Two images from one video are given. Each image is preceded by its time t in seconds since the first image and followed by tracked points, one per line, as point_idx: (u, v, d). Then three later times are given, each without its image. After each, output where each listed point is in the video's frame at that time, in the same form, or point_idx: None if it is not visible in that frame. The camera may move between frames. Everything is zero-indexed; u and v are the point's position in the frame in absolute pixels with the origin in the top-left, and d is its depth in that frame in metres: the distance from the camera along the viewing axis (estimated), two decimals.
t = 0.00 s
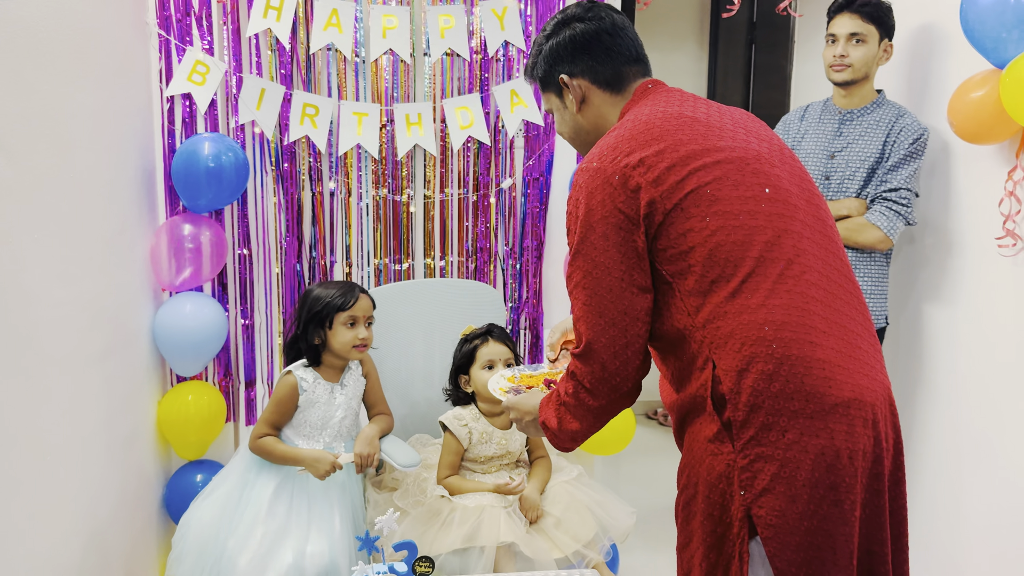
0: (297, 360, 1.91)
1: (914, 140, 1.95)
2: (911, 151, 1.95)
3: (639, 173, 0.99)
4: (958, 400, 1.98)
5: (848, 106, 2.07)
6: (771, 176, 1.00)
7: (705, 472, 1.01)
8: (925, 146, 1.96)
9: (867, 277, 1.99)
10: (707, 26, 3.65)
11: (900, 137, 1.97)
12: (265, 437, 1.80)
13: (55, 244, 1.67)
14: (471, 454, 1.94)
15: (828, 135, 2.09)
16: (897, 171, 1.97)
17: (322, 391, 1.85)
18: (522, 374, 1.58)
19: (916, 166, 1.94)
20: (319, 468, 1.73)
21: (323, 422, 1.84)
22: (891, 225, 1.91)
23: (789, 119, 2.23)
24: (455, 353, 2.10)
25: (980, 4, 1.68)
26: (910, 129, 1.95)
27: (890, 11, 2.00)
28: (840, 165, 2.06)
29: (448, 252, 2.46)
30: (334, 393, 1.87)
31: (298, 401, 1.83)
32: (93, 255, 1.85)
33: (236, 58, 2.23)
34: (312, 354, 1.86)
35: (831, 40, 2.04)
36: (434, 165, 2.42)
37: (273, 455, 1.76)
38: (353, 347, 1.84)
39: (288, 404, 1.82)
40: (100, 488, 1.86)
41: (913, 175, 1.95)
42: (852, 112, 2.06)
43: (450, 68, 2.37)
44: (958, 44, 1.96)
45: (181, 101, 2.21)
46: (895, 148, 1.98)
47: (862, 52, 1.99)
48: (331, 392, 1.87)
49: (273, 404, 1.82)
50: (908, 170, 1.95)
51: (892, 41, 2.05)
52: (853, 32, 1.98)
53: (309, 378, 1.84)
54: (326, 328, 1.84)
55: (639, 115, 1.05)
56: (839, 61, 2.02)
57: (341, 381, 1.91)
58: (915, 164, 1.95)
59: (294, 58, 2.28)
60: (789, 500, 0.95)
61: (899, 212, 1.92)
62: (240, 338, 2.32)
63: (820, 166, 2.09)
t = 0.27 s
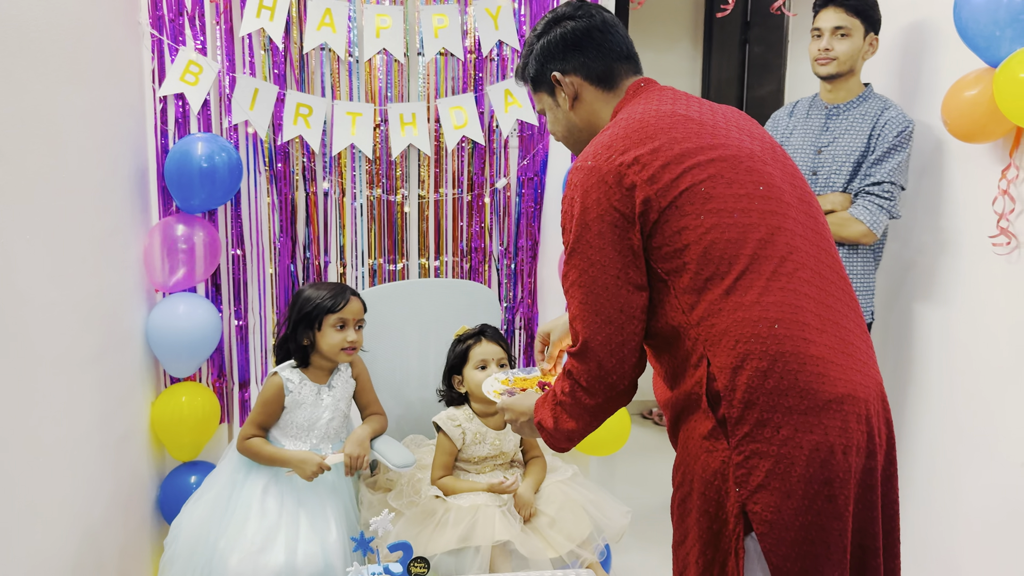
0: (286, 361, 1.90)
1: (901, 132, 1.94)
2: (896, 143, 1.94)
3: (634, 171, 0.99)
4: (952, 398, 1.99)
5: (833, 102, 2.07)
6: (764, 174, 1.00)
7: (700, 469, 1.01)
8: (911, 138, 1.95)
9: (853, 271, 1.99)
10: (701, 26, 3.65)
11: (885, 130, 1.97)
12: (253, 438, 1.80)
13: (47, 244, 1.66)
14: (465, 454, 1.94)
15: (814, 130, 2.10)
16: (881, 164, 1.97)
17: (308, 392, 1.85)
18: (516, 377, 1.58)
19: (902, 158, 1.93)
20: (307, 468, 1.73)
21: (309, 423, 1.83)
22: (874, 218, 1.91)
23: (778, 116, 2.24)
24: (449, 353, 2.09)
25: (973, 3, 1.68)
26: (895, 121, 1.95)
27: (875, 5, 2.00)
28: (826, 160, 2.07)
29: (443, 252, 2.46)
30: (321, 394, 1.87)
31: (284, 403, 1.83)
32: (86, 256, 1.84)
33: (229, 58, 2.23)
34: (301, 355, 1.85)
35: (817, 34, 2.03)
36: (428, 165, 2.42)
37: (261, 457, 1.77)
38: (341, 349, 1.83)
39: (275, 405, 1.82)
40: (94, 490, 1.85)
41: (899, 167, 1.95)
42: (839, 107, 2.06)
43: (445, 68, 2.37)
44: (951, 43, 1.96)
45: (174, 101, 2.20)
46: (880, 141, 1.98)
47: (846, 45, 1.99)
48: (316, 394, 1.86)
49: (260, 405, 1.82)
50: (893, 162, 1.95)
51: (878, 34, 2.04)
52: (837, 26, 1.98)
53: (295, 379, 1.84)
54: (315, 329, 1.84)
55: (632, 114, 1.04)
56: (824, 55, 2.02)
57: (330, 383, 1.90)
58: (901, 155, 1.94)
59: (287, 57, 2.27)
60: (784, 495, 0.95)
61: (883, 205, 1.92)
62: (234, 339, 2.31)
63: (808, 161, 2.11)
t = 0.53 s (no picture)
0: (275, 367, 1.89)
1: (886, 130, 1.95)
2: (881, 142, 1.95)
3: (627, 176, 0.99)
4: (946, 399, 1.99)
5: (818, 102, 2.09)
6: (756, 178, 1.01)
7: (695, 472, 1.01)
8: (897, 136, 1.96)
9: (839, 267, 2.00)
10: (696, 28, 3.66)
11: (870, 129, 1.97)
12: (243, 444, 1.81)
13: (41, 249, 1.66)
14: (461, 457, 1.94)
15: (800, 130, 2.12)
16: (866, 163, 1.98)
17: (298, 398, 1.85)
18: (509, 380, 1.58)
19: (887, 156, 1.94)
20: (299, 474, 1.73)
21: (300, 428, 1.84)
22: (860, 217, 1.91)
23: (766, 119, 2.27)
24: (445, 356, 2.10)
25: (966, 5, 1.68)
26: (879, 120, 1.96)
27: (847, 4, 1.99)
28: (813, 160, 2.08)
29: (438, 254, 2.46)
30: (311, 399, 1.87)
31: (274, 408, 1.84)
32: (80, 260, 1.84)
33: (224, 62, 2.23)
34: (291, 361, 1.85)
35: (791, 44, 2.05)
36: (423, 168, 2.41)
37: (252, 462, 1.77)
38: (332, 355, 1.83)
39: (267, 411, 1.83)
40: (89, 495, 1.85)
41: (886, 165, 1.95)
42: (824, 108, 2.08)
43: (439, 71, 2.38)
44: (943, 45, 1.97)
45: (169, 105, 2.19)
46: (865, 140, 1.98)
47: (820, 52, 2.00)
48: (307, 399, 1.86)
49: (251, 410, 1.83)
50: (879, 161, 1.95)
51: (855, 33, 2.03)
52: (808, 35, 1.99)
53: (284, 387, 1.84)
54: (306, 335, 1.84)
55: (625, 118, 1.04)
56: (801, 64, 2.04)
57: (320, 388, 1.90)
58: (887, 154, 1.94)
59: (282, 61, 2.27)
60: (779, 498, 0.95)
61: (869, 203, 1.92)
62: (229, 343, 2.31)
63: (795, 162, 2.12)
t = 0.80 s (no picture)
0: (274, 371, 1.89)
1: (871, 127, 1.95)
2: (866, 138, 1.94)
3: (622, 177, 0.99)
4: (942, 400, 1.99)
5: (803, 104, 2.10)
6: (750, 180, 1.00)
7: (689, 474, 1.01)
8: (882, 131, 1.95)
9: (829, 266, 2.00)
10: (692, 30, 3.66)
11: (855, 126, 1.97)
12: (241, 449, 1.80)
13: (36, 253, 1.65)
14: (458, 461, 1.94)
15: (787, 132, 2.14)
16: (852, 160, 1.97)
17: (296, 403, 1.84)
18: (501, 378, 1.58)
19: (873, 152, 1.93)
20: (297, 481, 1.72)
21: (298, 434, 1.84)
22: (848, 214, 1.90)
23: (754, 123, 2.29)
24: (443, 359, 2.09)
25: (961, 6, 1.68)
26: (864, 117, 1.96)
27: (830, 6, 2.00)
28: (800, 161, 2.09)
29: (435, 257, 2.46)
30: (309, 404, 1.87)
31: (271, 414, 1.82)
32: (75, 264, 1.83)
33: (219, 65, 2.23)
34: (289, 365, 1.85)
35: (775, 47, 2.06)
36: (419, 171, 2.41)
37: (250, 467, 1.76)
38: (330, 359, 1.83)
39: (263, 416, 1.82)
40: (84, 500, 1.84)
41: (872, 161, 1.94)
42: (809, 109, 2.09)
43: (435, 74, 2.38)
44: (937, 47, 1.97)
45: (164, 108, 2.19)
46: (850, 138, 1.98)
47: (804, 54, 2.01)
48: (305, 404, 1.86)
49: (247, 416, 1.82)
50: (865, 157, 1.94)
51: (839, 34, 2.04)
52: (792, 37, 1.99)
53: (281, 392, 1.83)
54: (303, 339, 1.83)
55: (620, 119, 1.04)
56: (786, 66, 2.04)
57: (318, 393, 1.90)
58: (872, 150, 1.94)
59: (277, 64, 2.27)
60: (773, 498, 0.95)
61: (855, 200, 1.91)
62: (225, 346, 2.30)
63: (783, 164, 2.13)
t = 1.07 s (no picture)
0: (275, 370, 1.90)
1: (867, 128, 1.95)
2: (862, 140, 1.94)
3: (619, 180, 0.99)
4: (942, 401, 1.99)
5: (800, 104, 2.11)
6: (744, 181, 1.01)
7: (689, 471, 1.01)
8: (879, 132, 1.96)
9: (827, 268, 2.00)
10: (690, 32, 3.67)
11: (852, 127, 1.97)
12: (243, 453, 1.81)
13: (36, 257, 1.65)
14: (459, 463, 1.94)
15: (783, 134, 2.14)
16: (847, 161, 1.97)
17: (296, 405, 1.84)
18: (494, 373, 1.58)
19: (869, 153, 1.93)
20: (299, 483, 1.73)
21: (301, 436, 1.84)
22: (843, 215, 1.90)
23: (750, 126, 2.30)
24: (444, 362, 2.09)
25: (958, 8, 1.69)
26: (861, 118, 1.96)
27: (826, 7, 2.00)
28: (795, 164, 2.10)
29: (434, 260, 2.46)
30: (311, 406, 1.87)
31: (272, 416, 1.83)
32: (76, 268, 1.84)
33: (219, 69, 2.23)
34: (289, 364, 1.86)
35: (772, 47, 2.07)
36: (418, 174, 2.42)
37: (252, 471, 1.77)
38: (330, 357, 1.83)
39: (264, 419, 1.82)
40: (85, 503, 1.84)
41: (868, 161, 1.94)
42: (805, 111, 2.10)
43: (434, 77, 2.38)
44: (935, 49, 1.98)
45: (164, 113, 2.19)
46: (846, 139, 1.98)
47: (800, 54, 2.01)
48: (305, 407, 1.86)
49: (247, 419, 1.82)
50: (860, 158, 1.94)
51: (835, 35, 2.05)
52: (788, 37, 2.00)
53: (282, 394, 1.84)
54: (303, 338, 1.83)
55: (615, 123, 1.05)
56: (782, 66, 2.05)
57: (321, 395, 1.90)
58: (868, 151, 1.94)
59: (277, 68, 2.28)
60: (772, 494, 0.95)
61: (850, 202, 1.91)
62: (226, 350, 2.31)
63: (778, 166, 2.14)
